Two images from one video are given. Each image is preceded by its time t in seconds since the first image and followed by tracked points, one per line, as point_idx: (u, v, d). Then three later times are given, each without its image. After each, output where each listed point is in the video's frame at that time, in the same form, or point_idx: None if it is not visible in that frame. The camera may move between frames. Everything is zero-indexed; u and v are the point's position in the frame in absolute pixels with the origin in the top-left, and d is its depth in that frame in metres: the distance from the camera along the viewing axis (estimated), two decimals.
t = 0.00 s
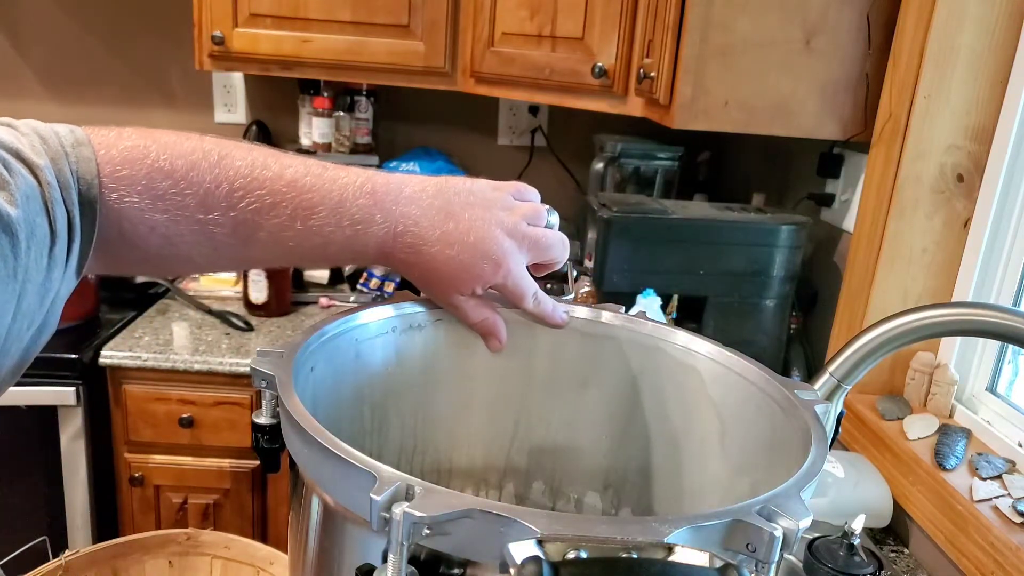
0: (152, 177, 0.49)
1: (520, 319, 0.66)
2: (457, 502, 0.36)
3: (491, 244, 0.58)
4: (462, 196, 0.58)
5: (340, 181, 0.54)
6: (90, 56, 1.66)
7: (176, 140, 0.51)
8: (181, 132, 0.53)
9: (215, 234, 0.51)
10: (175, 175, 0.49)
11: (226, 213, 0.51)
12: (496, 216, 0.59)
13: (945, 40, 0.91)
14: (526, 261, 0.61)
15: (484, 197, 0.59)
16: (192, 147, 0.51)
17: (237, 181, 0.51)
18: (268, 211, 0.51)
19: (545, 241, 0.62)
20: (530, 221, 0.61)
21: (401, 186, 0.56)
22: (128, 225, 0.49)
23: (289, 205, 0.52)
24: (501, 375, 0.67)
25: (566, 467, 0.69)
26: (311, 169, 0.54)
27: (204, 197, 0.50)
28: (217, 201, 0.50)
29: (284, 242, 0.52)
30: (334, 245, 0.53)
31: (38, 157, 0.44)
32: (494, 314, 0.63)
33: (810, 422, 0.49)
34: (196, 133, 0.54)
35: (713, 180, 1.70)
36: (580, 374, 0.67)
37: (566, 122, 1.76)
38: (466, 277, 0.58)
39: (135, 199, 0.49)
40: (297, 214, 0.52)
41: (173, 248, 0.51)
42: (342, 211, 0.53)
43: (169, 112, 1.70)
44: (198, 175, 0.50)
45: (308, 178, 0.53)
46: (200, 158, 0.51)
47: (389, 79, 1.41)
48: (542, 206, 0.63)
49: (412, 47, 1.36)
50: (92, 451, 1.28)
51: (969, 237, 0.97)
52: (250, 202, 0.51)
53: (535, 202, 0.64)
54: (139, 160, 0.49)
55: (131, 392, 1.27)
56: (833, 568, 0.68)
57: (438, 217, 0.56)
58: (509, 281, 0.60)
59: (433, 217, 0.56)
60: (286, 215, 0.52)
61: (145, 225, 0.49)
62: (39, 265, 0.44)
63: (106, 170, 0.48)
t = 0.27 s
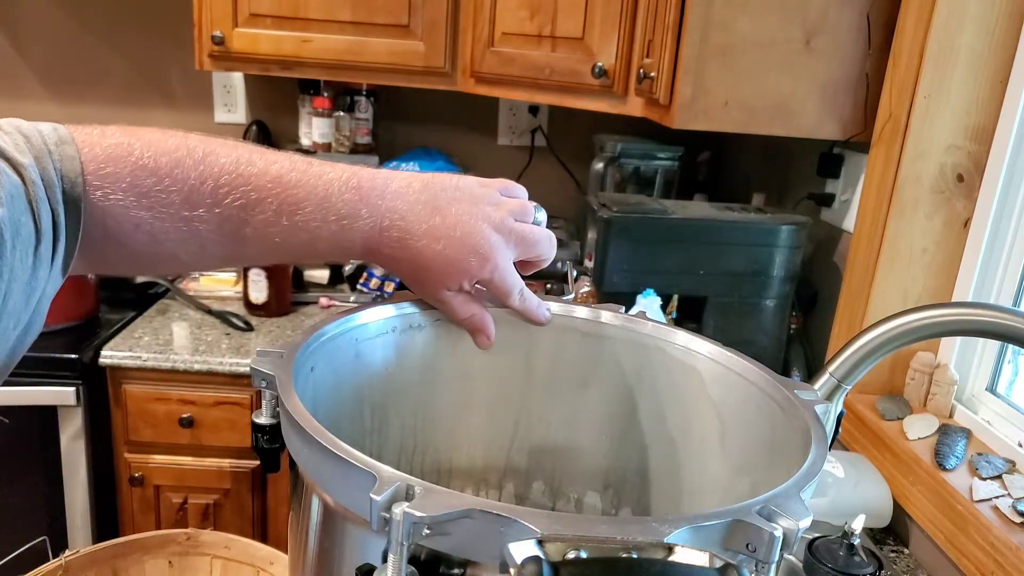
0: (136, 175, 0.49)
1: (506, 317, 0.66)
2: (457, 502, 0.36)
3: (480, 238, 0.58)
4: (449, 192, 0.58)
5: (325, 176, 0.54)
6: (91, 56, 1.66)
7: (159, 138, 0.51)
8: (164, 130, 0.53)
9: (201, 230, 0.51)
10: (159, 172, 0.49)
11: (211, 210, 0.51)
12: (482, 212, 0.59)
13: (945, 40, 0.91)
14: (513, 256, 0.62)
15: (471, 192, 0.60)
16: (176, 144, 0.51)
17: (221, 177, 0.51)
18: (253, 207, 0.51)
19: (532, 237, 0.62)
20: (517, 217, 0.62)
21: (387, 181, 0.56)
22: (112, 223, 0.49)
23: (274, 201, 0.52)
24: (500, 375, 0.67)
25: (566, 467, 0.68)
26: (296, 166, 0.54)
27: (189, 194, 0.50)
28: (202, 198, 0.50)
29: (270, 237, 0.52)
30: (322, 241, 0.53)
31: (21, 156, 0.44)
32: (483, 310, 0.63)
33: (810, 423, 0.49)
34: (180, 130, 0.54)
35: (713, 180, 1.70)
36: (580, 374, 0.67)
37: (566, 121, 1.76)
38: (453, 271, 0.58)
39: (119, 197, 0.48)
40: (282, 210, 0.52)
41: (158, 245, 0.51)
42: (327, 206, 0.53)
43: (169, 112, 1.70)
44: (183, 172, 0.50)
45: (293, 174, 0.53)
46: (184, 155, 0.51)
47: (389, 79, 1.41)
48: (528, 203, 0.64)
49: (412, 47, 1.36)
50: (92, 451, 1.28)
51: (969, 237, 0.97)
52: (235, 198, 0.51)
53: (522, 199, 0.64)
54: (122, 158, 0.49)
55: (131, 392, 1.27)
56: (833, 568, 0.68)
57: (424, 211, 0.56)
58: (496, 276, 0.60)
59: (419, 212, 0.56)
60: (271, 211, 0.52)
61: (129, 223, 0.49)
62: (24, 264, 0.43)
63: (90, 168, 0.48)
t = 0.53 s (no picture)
0: (120, 172, 0.49)
1: (494, 315, 0.65)
2: (457, 502, 0.36)
3: (466, 234, 0.57)
4: (437, 189, 0.58)
5: (311, 173, 0.54)
6: (91, 56, 1.66)
7: (144, 135, 0.51)
8: (150, 127, 0.53)
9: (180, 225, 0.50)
10: (143, 170, 0.49)
11: (196, 207, 0.50)
12: (470, 209, 0.59)
13: (945, 40, 0.91)
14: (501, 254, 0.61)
15: (458, 190, 0.59)
16: (161, 141, 0.51)
17: (206, 174, 0.51)
18: (238, 205, 0.51)
19: (520, 234, 0.62)
20: (505, 215, 0.62)
21: (373, 178, 0.56)
22: (97, 221, 0.48)
23: (259, 198, 0.51)
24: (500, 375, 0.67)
25: (566, 467, 0.69)
26: (282, 162, 0.54)
27: (174, 191, 0.50)
28: (187, 195, 0.50)
29: (256, 235, 0.52)
30: (307, 239, 0.53)
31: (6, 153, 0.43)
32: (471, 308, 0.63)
33: (810, 423, 0.49)
34: (166, 127, 0.54)
35: (713, 179, 1.70)
36: (580, 374, 0.67)
37: (566, 121, 1.76)
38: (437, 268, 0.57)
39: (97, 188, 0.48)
40: (267, 207, 0.52)
41: (143, 243, 0.50)
42: (313, 203, 0.52)
43: (169, 112, 1.70)
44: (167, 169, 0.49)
45: (279, 171, 0.53)
46: (168, 152, 0.50)
47: (389, 79, 1.41)
48: (517, 201, 0.63)
49: (412, 47, 1.36)
50: (93, 451, 1.28)
51: (969, 237, 0.97)
52: (220, 195, 0.51)
53: (511, 198, 0.64)
54: (107, 155, 0.49)
55: (131, 392, 1.27)
56: (833, 568, 0.68)
57: (411, 208, 0.56)
58: (483, 273, 0.60)
59: (406, 208, 0.56)
60: (256, 208, 0.51)
61: (114, 220, 0.49)
62: (11, 264, 0.42)
63: (75, 165, 0.47)
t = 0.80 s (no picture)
0: (96, 170, 0.49)
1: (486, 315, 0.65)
2: (457, 502, 0.36)
3: (445, 223, 0.56)
4: (414, 183, 0.57)
5: (285, 167, 0.53)
6: (91, 55, 1.66)
7: (119, 135, 0.51)
8: (122, 129, 0.53)
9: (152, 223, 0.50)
10: (118, 167, 0.49)
11: (171, 203, 0.51)
12: (448, 201, 0.57)
13: (945, 39, 0.91)
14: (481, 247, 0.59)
15: (435, 185, 0.58)
16: (135, 140, 0.51)
17: (181, 171, 0.51)
18: (212, 199, 0.51)
19: (499, 228, 0.60)
20: (484, 209, 0.60)
21: (350, 172, 0.55)
22: (73, 220, 0.49)
23: (234, 191, 0.52)
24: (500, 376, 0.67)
25: (566, 467, 0.69)
26: (257, 158, 0.54)
27: (148, 187, 0.50)
28: (161, 191, 0.50)
29: (231, 228, 0.52)
30: (281, 230, 0.52)
31: None
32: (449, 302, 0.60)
33: (811, 423, 0.49)
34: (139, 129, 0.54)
35: (713, 179, 1.70)
36: (580, 374, 0.67)
37: (566, 121, 1.76)
38: (411, 258, 0.56)
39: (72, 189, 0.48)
40: (242, 200, 0.52)
41: (120, 242, 0.51)
42: (287, 195, 0.52)
43: (168, 112, 1.70)
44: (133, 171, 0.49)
45: (253, 166, 0.53)
46: (143, 150, 0.51)
47: (389, 79, 1.41)
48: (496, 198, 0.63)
49: (412, 47, 1.36)
50: (93, 451, 1.28)
51: (969, 237, 0.97)
52: (194, 189, 0.51)
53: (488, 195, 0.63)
54: (82, 154, 0.49)
55: (131, 392, 1.27)
56: (833, 568, 0.68)
57: (388, 199, 0.55)
58: (463, 264, 0.58)
59: (383, 200, 0.55)
60: (230, 202, 0.52)
61: (90, 219, 0.49)
62: None
63: (51, 165, 0.48)
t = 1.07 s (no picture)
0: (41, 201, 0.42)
1: (487, 315, 0.65)
2: (457, 502, 0.36)
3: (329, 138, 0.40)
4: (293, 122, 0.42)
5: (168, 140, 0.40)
6: (91, 55, 1.66)
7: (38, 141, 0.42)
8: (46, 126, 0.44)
9: (86, 248, 0.44)
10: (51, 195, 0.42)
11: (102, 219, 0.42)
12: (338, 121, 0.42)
13: (945, 40, 0.91)
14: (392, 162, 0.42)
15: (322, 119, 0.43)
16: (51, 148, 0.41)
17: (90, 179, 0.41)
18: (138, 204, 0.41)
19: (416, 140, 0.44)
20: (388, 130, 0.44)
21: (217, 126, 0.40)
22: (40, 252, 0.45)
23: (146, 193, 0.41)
24: (501, 375, 0.67)
25: (566, 467, 0.68)
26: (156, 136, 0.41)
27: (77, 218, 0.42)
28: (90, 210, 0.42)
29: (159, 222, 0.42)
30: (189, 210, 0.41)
31: None
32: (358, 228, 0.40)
33: (810, 423, 0.49)
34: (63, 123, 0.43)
35: (713, 179, 1.70)
36: (581, 374, 0.67)
37: (566, 121, 1.76)
38: (277, 180, 0.38)
39: None
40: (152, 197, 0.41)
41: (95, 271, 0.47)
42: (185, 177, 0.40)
43: (168, 112, 1.70)
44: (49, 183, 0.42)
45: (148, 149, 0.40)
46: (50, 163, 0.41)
47: (389, 79, 1.41)
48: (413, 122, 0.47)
49: (412, 47, 1.36)
50: (93, 451, 1.28)
51: (969, 237, 0.97)
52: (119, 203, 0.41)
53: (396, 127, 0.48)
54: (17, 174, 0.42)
55: (131, 392, 1.27)
56: (833, 568, 0.68)
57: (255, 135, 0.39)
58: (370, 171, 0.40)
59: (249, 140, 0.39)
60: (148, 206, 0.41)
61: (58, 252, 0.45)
62: None
63: None
